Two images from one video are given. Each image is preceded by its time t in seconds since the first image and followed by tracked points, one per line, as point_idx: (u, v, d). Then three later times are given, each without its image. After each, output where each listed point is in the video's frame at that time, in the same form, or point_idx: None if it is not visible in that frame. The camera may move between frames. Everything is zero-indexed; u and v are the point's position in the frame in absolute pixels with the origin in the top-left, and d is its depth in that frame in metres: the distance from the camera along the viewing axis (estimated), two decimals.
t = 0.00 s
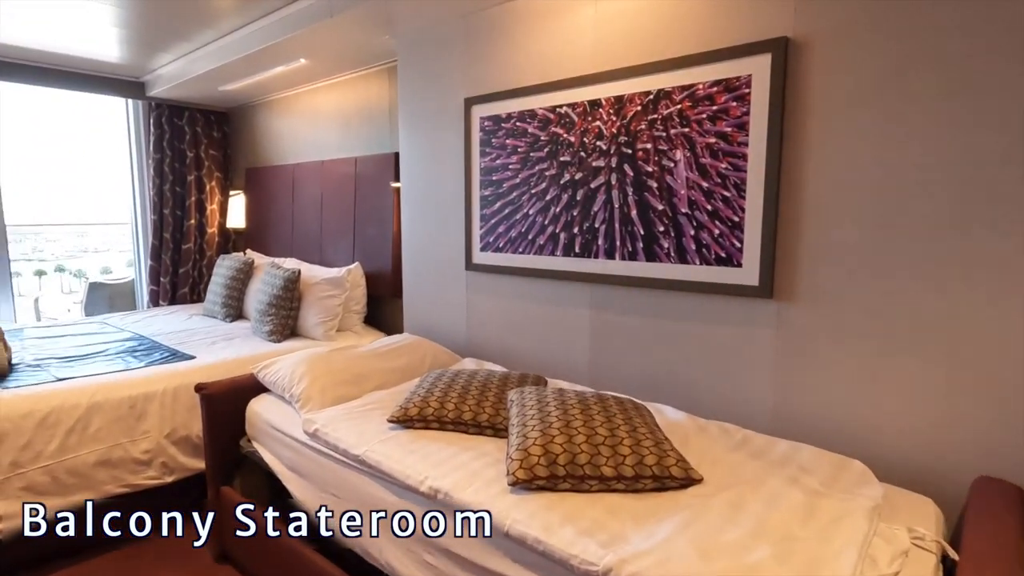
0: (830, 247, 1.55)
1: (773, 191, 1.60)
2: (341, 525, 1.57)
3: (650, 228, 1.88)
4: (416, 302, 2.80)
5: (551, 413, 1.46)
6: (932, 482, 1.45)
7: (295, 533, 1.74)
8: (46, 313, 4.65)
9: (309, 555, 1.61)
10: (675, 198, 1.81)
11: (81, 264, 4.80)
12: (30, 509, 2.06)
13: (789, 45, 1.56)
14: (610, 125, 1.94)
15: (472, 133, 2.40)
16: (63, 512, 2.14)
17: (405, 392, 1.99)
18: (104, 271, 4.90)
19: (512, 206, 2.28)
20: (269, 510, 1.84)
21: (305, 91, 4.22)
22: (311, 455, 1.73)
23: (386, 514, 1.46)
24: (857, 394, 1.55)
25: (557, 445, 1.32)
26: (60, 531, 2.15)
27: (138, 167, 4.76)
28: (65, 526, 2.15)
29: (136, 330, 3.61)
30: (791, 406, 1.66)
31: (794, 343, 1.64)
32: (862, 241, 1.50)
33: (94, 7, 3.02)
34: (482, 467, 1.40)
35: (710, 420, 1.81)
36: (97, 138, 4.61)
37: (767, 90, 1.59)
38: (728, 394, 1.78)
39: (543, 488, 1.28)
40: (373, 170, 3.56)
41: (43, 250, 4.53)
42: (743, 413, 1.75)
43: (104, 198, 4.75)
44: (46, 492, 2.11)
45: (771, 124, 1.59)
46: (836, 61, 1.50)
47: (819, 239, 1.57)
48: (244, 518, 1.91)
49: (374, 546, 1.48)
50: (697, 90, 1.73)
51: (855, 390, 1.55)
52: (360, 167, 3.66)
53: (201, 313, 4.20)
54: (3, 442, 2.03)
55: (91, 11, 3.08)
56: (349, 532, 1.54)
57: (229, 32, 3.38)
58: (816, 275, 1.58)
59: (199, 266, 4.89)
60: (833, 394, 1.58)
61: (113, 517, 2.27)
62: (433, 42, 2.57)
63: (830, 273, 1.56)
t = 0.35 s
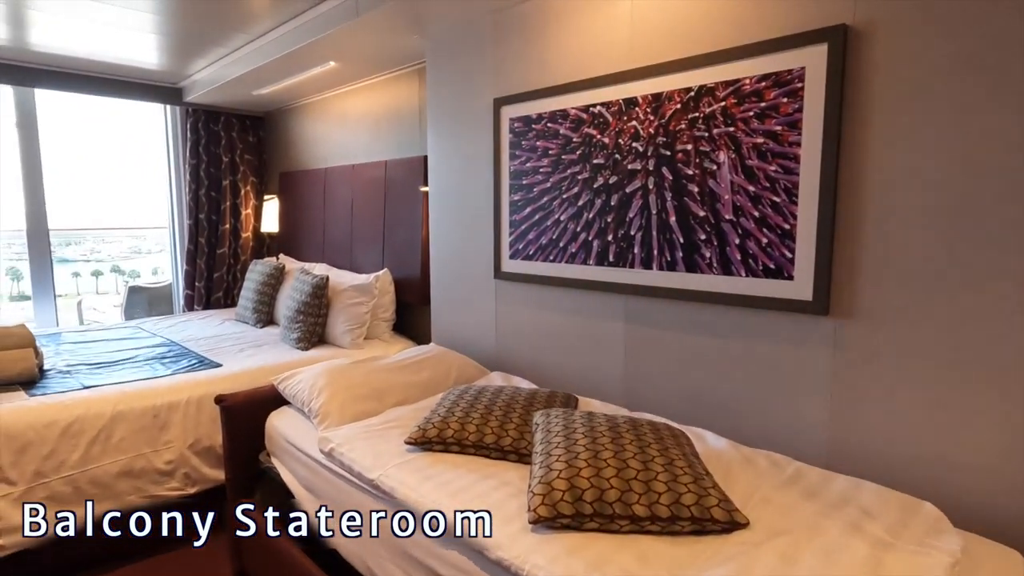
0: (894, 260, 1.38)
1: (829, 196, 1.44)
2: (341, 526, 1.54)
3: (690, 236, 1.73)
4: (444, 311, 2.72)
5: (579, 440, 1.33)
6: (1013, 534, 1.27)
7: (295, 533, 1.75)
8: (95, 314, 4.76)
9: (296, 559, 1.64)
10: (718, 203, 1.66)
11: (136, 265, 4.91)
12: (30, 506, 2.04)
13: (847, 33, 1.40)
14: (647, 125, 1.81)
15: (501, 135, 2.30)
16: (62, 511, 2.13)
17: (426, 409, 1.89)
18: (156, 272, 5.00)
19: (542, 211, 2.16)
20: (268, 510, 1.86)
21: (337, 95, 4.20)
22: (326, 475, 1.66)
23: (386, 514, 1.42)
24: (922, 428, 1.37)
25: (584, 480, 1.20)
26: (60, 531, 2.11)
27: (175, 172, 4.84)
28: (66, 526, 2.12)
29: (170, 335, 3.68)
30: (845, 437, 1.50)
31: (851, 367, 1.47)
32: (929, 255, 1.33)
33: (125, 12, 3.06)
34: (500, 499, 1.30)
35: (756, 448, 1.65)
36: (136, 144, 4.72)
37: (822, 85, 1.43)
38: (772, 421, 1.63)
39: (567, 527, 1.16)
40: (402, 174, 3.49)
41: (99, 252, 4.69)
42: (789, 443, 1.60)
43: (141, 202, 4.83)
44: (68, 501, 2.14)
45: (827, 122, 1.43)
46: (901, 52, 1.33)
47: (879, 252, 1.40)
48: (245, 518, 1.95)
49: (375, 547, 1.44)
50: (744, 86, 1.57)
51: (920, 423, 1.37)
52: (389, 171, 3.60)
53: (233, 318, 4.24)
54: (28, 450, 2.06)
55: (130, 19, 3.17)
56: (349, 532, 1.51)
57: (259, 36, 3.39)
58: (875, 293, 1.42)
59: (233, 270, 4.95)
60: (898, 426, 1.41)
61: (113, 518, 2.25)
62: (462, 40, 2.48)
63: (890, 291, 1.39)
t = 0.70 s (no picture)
0: (972, 272, 1.22)
1: (895, 201, 1.29)
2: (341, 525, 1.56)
3: (736, 244, 1.61)
4: (473, 319, 2.64)
5: (613, 467, 1.22)
6: None
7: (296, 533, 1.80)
8: (140, 314, 4.90)
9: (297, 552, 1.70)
10: (768, 209, 1.53)
11: (185, 268, 5.03)
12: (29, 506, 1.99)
13: (919, 19, 1.25)
14: (689, 125, 1.69)
15: (533, 138, 2.21)
16: (63, 511, 2.07)
17: (452, 423, 1.81)
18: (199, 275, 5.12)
19: (575, 217, 2.06)
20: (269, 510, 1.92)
21: (369, 100, 4.20)
22: (346, 490, 1.60)
23: (386, 514, 1.42)
24: (1004, 462, 1.21)
25: (619, 512, 1.09)
26: (60, 531, 2.05)
27: (213, 177, 4.94)
28: (66, 526, 2.06)
29: (204, 338, 3.72)
30: (910, 469, 1.35)
31: (919, 391, 1.32)
32: (1013, 268, 1.17)
33: (164, 18, 3.11)
34: (526, 529, 1.20)
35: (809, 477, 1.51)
36: (176, 150, 4.83)
37: (889, 78, 1.29)
38: (826, 447, 1.49)
39: (600, 564, 1.06)
40: (433, 178, 3.45)
41: (150, 254, 4.85)
42: (845, 472, 1.45)
43: (181, 207, 4.94)
44: (98, 506, 2.15)
45: (894, 119, 1.28)
46: (982, 39, 1.18)
47: (953, 264, 1.25)
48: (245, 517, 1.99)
49: (374, 546, 1.46)
50: (798, 81, 1.44)
51: (1001, 457, 1.22)
52: (420, 176, 3.56)
53: (266, 322, 4.28)
54: (60, 454, 2.07)
55: (170, 26, 3.22)
56: (349, 532, 1.54)
57: (293, 41, 3.40)
58: (948, 309, 1.26)
59: (268, 274, 5.01)
60: (974, 458, 1.25)
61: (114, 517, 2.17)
62: (494, 40, 2.40)
63: (967, 308, 1.24)
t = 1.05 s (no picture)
0: None
1: (980, 203, 1.14)
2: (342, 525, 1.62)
3: (791, 250, 1.47)
4: (506, 325, 2.56)
5: (655, 496, 1.11)
6: None
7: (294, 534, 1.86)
8: (183, 315, 5.01)
9: (305, 546, 1.81)
10: (827, 211, 1.39)
11: (233, 268, 5.16)
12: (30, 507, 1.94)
13: None
14: (738, 120, 1.56)
15: (569, 137, 2.11)
16: (80, 511, 2.04)
17: (481, 437, 1.72)
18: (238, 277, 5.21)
19: (613, 220, 1.94)
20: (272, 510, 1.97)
21: (403, 103, 4.18)
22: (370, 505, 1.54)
23: (386, 514, 1.45)
24: None
25: (661, 551, 0.98)
26: (60, 531, 2.00)
27: (252, 181, 5.02)
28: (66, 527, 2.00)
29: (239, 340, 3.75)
30: (996, 505, 1.19)
31: (1006, 417, 1.16)
32: None
33: (206, 24, 3.16)
34: (558, 560, 1.10)
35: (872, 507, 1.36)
36: (217, 155, 4.93)
37: (973, 63, 1.14)
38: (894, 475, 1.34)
39: None
40: (465, 181, 3.38)
41: (199, 255, 4.99)
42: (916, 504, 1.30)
43: (222, 210, 5.03)
44: (129, 509, 2.15)
45: (980, 109, 1.13)
46: None
47: None
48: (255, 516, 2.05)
49: (376, 546, 1.50)
50: (864, 69, 1.30)
51: None
52: (453, 178, 3.50)
53: (301, 324, 4.30)
54: (93, 456, 2.08)
55: (211, 32, 3.27)
56: (349, 532, 1.62)
57: (327, 44, 3.39)
58: None
59: (304, 277, 5.05)
60: None
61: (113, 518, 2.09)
62: (528, 37, 2.32)
63: None
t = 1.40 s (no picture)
0: None
1: None
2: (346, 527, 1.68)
3: (854, 254, 1.32)
4: (539, 331, 2.46)
5: (703, 533, 1.00)
6: None
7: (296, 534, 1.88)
8: (224, 315, 5.11)
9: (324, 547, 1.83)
10: (899, 211, 1.24)
11: (277, 268, 5.25)
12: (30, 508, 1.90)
13: None
14: (793, 112, 1.42)
15: (605, 134, 2.00)
16: (112, 512, 2.06)
17: (511, 450, 1.63)
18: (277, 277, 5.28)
19: (652, 221, 1.82)
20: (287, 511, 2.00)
21: (436, 102, 4.12)
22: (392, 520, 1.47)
23: (388, 513, 1.49)
24: None
25: None
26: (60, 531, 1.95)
27: (290, 183, 5.07)
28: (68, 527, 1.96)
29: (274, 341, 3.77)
30: None
31: None
32: None
33: (250, 29, 3.19)
34: None
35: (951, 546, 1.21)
36: (256, 157, 5.00)
37: None
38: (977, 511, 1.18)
39: None
40: (499, 181, 3.29)
41: (247, 256, 5.12)
42: (1005, 544, 1.14)
43: (260, 212, 5.10)
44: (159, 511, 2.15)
45: None
46: None
47: None
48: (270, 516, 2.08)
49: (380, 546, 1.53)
50: (945, 50, 1.15)
51: None
52: (486, 178, 3.42)
53: (335, 325, 4.31)
54: (125, 458, 2.08)
55: (248, 35, 3.29)
56: (349, 532, 1.71)
57: (360, 44, 3.37)
58: None
59: (338, 278, 5.07)
60: None
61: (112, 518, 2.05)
62: (563, 30, 2.21)
63: None
